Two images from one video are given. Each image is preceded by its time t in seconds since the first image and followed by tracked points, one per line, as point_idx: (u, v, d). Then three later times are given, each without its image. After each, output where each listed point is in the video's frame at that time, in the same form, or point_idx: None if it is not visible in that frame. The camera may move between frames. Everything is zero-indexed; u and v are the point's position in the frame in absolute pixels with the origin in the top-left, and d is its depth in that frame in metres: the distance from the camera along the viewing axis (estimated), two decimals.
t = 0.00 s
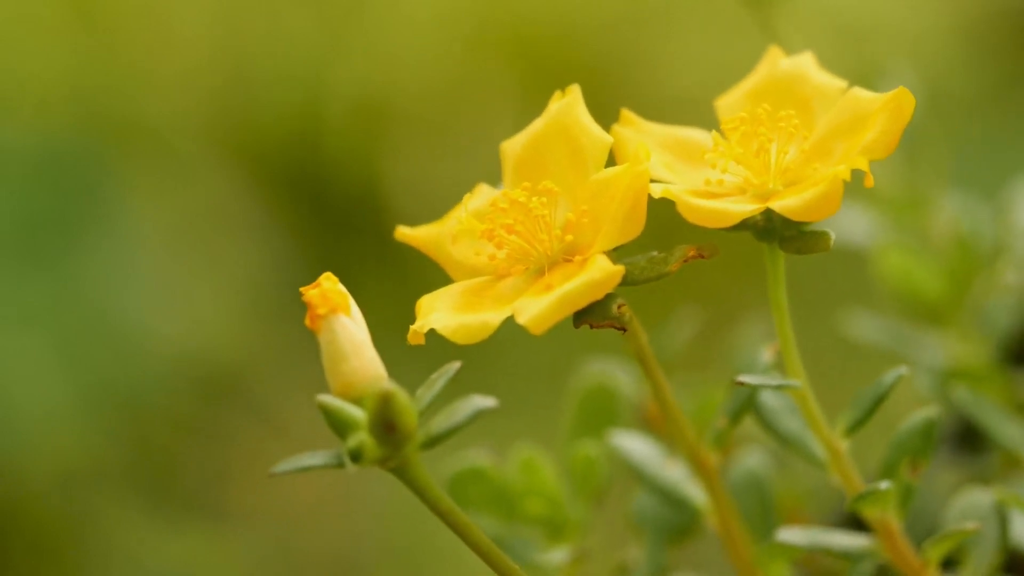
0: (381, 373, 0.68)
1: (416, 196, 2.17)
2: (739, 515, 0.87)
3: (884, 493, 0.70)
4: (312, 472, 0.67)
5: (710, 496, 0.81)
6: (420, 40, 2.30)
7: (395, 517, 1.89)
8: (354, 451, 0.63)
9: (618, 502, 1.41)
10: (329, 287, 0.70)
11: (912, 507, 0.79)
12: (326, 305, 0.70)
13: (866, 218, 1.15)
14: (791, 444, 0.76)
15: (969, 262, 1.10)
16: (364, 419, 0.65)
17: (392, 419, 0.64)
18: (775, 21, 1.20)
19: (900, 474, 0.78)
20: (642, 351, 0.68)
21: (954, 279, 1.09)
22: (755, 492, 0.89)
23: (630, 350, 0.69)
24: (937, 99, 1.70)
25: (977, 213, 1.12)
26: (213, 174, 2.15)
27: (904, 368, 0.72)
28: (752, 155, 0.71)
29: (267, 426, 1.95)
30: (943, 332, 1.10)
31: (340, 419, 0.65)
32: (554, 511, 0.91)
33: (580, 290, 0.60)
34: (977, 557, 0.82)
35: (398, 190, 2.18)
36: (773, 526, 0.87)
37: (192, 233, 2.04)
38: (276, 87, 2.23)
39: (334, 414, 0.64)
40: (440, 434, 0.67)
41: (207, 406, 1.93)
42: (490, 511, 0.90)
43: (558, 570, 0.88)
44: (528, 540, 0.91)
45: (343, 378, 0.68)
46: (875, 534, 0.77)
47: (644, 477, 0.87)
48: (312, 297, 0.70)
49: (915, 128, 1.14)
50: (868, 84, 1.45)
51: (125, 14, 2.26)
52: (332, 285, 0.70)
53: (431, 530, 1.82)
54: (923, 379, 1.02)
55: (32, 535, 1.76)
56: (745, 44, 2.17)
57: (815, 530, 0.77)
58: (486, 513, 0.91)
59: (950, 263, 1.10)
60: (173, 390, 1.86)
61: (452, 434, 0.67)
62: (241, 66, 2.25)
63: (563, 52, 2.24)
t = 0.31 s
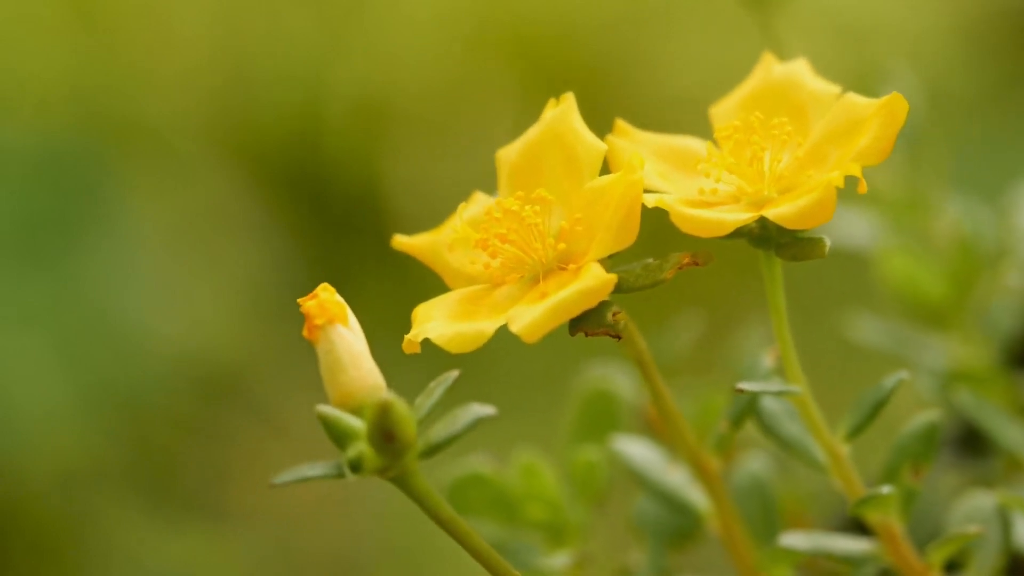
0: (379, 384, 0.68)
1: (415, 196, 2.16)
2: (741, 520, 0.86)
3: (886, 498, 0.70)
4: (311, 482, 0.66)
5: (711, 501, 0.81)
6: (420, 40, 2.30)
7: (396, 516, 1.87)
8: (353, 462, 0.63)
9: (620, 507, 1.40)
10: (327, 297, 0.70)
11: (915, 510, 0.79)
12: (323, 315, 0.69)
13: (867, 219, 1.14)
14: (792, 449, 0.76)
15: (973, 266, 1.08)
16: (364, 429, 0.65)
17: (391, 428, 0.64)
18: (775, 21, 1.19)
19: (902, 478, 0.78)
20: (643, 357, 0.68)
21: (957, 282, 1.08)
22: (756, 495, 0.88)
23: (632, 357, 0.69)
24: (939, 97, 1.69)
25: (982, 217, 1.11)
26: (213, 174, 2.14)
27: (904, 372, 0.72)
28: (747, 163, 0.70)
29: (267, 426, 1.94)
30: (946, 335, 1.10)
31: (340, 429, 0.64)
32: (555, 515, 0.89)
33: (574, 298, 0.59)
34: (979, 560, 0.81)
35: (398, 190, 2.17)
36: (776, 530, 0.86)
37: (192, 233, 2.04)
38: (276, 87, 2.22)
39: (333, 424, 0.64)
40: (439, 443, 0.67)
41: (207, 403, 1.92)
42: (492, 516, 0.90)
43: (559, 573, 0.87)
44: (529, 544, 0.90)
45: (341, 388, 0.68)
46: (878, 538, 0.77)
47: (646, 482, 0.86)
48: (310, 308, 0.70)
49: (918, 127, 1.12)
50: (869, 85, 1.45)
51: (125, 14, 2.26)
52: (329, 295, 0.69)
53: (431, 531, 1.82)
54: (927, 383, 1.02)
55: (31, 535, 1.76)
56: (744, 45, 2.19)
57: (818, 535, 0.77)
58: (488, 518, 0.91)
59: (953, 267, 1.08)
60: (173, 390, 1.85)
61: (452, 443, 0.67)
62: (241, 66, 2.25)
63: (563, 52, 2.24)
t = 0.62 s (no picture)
0: (387, 382, 0.68)
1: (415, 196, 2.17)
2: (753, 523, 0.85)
3: (899, 499, 0.71)
4: (319, 482, 0.66)
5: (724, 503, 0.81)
6: (419, 40, 2.30)
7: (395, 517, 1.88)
8: (362, 458, 0.63)
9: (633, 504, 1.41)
10: (335, 298, 0.70)
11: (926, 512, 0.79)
12: (331, 315, 0.69)
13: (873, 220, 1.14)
14: (804, 450, 0.75)
15: (981, 268, 1.09)
16: (372, 427, 0.65)
17: (399, 425, 0.64)
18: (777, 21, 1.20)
19: (915, 480, 0.78)
20: (656, 358, 0.69)
21: (965, 285, 1.09)
22: (768, 499, 0.87)
23: (645, 357, 0.69)
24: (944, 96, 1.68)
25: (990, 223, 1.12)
26: (213, 174, 2.14)
27: (916, 374, 0.72)
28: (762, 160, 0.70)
29: (267, 426, 1.96)
30: (955, 338, 1.09)
31: (348, 427, 0.65)
32: (568, 517, 0.89)
33: (591, 295, 0.60)
34: (990, 563, 0.82)
35: (398, 190, 2.18)
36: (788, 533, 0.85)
37: (192, 233, 2.02)
38: (276, 87, 2.22)
39: (341, 422, 0.64)
40: (447, 440, 0.67)
41: (207, 404, 1.92)
42: (504, 517, 0.90)
43: None
44: (545, 548, 0.91)
45: (349, 388, 0.68)
46: (891, 539, 0.78)
47: (658, 484, 0.86)
48: (317, 309, 0.70)
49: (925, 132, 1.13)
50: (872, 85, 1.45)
51: (125, 14, 2.27)
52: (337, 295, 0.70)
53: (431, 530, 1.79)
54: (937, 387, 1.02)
55: (31, 535, 1.77)
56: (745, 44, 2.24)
57: (830, 536, 0.78)
58: (500, 519, 0.91)
59: (961, 270, 1.09)
60: (173, 390, 1.84)
61: (459, 441, 0.67)
62: (241, 66, 2.25)
63: (563, 52, 2.24)
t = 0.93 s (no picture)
0: (410, 378, 0.68)
1: (416, 196, 2.18)
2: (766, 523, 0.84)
3: (915, 501, 0.71)
4: (341, 476, 0.66)
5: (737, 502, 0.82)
6: (420, 40, 2.29)
7: (395, 518, 1.89)
8: (384, 455, 0.63)
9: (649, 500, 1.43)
10: (358, 292, 0.71)
11: (941, 514, 0.80)
12: (354, 310, 0.69)
13: (886, 222, 1.13)
14: (820, 452, 0.75)
15: (996, 268, 1.08)
16: (395, 424, 0.65)
17: (422, 423, 0.64)
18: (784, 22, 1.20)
19: (931, 481, 0.78)
20: (673, 358, 0.69)
21: (979, 285, 1.07)
22: (781, 498, 0.86)
23: (661, 356, 0.69)
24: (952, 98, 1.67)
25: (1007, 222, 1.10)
26: (213, 174, 2.14)
27: (932, 375, 0.72)
28: (783, 160, 0.71)
29: (267, 426, 1.97)
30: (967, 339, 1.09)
31: (370, 423, 0.65)
32: (581, 517, 0.90)
33: (611, 295, 0.60)
34: (1005, 564, 0.82)
35: (398, 191, 2.19)
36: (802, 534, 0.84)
37: (192, 233, 2.04)
38: (276, 87, 2.22)
39: (364, 418, 0.65)
40: (470, 438, 0.67)
41: (207, 404, 1.93)
42: (519, 519, 0.89)
43: None
44: (560, 549, 0.90)
45: (372, 383, 0.68)
46: (906, 541, 0.78)
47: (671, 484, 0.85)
48: (340, 303, 0.70)
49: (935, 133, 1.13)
50: (877, 86, 1.44)
51: (125, 14, 2.27)
52: (360, 290, 0.70)
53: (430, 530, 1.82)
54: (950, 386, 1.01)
55: (31, 535, 1.77)
56: (744, 45, 2.22)
57: (845, 538, 0.77)
58: (516, 521, 0.90)
59: (975, 270, 1.08)
60: (173, 390, 1.84)
61: (482, 439, 0.67)
62: (241, 66, 2.25)
63: (564, 52, 2.24)
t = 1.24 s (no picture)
0: (443, 380, 0.68)
1: (412, 189, 2.33)
2: (787, 521, 0.84)
3: (938, 504, 0.71)
4: (373, 479, 0.66)
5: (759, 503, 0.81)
6: (416, 41, 2.40)
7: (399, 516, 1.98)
8: (418, 459, 0.63)
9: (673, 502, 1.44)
10: (392, 292, 0.71)
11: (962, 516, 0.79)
12: (389, 310, 0.70)
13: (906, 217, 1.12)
14: (842, 453, 0.75)
15: (1015, 269, 1.05)
16: (429, 427, 0.65)
17: (457, 428, 0.64)
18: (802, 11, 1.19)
19: (951, 483, 0.78)
20: (695, 359, 0.69)
21: (998, 285, 1.05)
22: (800, 497, 0.86)
23: (684, 359, 0.69)
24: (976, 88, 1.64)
25: None
26: (214, 173, 2.26)
27: (957, 380, 0.72)
28: (807, 165, 0.70)
29: (269, 428, 2.08)
30: (985, 338, 1.05)
31: (404, 426, 0.65)
32: (603, 516, 0.89)
33: (637, 299, 0.59)
34: None
35: (396, 183, 2.33)
36: (822, 533, 0.84)
37: (189, 230, 2.14)
38: (276, 87, 2.34)
39: (398, 421, 0.65)
40: (504, 444, 0.67)
41: (205, 402, 2.04)
42: (540, 516, 0.89)
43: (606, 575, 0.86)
44: (578, 543, 0.90)
45: (406, 385, 0.68)
46: (928, 544, 0.77)
47: (692, 483, 0.85)
48: (374, 302, 0.71)
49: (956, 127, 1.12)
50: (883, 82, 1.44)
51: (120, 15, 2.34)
52: (395, 290, 0.70)
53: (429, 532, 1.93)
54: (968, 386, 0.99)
55: (31, 537, 1.84)
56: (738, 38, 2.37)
57: (865, 539, 0.78)
58: (538, 519, 0.89)
59: (993, 269, 1.05)
60: (173, 398, 1.93)
61: (516, 445, 0.67)
62: (244, 68, 2.36)
63: (560, 51, 2.36)
